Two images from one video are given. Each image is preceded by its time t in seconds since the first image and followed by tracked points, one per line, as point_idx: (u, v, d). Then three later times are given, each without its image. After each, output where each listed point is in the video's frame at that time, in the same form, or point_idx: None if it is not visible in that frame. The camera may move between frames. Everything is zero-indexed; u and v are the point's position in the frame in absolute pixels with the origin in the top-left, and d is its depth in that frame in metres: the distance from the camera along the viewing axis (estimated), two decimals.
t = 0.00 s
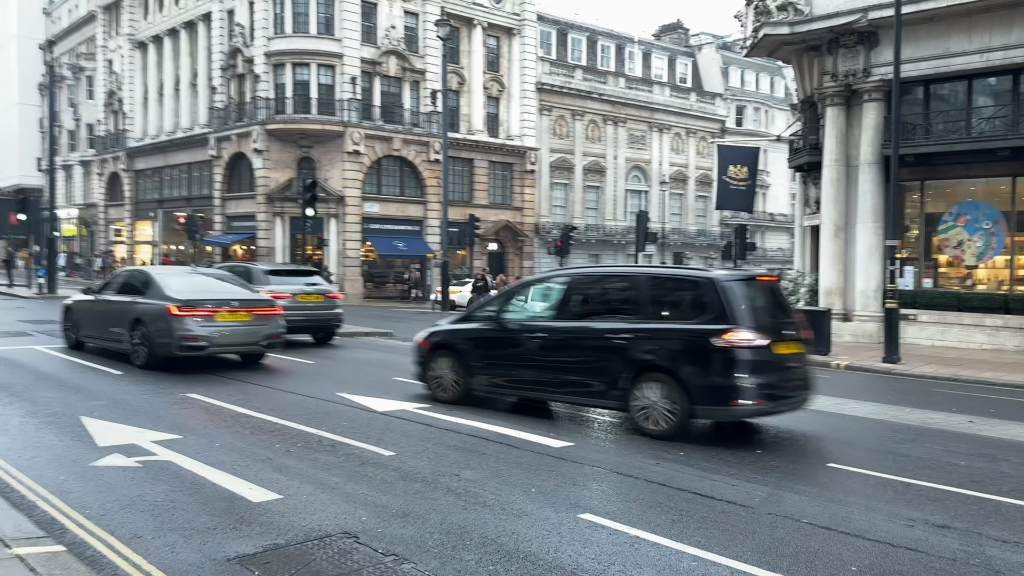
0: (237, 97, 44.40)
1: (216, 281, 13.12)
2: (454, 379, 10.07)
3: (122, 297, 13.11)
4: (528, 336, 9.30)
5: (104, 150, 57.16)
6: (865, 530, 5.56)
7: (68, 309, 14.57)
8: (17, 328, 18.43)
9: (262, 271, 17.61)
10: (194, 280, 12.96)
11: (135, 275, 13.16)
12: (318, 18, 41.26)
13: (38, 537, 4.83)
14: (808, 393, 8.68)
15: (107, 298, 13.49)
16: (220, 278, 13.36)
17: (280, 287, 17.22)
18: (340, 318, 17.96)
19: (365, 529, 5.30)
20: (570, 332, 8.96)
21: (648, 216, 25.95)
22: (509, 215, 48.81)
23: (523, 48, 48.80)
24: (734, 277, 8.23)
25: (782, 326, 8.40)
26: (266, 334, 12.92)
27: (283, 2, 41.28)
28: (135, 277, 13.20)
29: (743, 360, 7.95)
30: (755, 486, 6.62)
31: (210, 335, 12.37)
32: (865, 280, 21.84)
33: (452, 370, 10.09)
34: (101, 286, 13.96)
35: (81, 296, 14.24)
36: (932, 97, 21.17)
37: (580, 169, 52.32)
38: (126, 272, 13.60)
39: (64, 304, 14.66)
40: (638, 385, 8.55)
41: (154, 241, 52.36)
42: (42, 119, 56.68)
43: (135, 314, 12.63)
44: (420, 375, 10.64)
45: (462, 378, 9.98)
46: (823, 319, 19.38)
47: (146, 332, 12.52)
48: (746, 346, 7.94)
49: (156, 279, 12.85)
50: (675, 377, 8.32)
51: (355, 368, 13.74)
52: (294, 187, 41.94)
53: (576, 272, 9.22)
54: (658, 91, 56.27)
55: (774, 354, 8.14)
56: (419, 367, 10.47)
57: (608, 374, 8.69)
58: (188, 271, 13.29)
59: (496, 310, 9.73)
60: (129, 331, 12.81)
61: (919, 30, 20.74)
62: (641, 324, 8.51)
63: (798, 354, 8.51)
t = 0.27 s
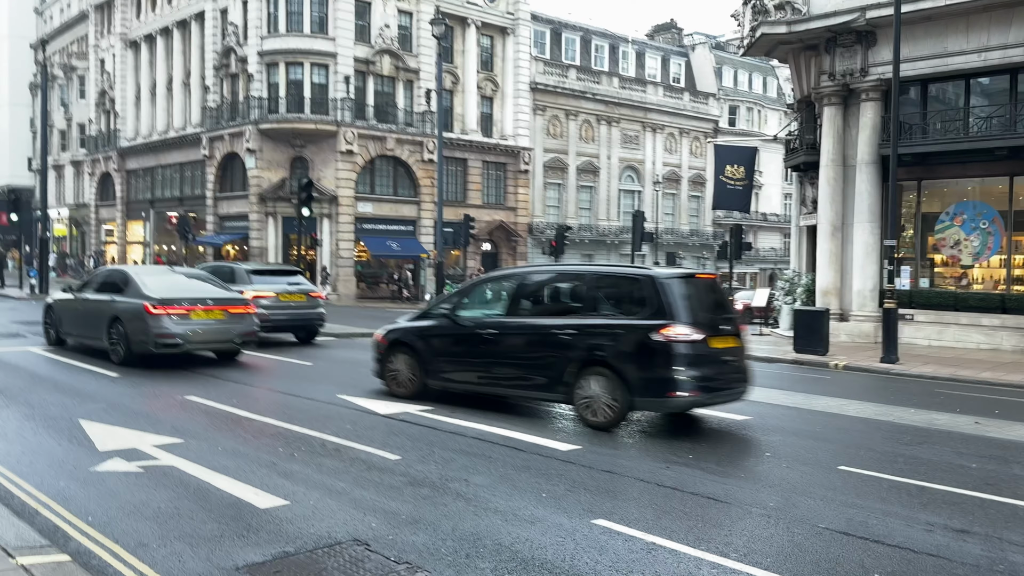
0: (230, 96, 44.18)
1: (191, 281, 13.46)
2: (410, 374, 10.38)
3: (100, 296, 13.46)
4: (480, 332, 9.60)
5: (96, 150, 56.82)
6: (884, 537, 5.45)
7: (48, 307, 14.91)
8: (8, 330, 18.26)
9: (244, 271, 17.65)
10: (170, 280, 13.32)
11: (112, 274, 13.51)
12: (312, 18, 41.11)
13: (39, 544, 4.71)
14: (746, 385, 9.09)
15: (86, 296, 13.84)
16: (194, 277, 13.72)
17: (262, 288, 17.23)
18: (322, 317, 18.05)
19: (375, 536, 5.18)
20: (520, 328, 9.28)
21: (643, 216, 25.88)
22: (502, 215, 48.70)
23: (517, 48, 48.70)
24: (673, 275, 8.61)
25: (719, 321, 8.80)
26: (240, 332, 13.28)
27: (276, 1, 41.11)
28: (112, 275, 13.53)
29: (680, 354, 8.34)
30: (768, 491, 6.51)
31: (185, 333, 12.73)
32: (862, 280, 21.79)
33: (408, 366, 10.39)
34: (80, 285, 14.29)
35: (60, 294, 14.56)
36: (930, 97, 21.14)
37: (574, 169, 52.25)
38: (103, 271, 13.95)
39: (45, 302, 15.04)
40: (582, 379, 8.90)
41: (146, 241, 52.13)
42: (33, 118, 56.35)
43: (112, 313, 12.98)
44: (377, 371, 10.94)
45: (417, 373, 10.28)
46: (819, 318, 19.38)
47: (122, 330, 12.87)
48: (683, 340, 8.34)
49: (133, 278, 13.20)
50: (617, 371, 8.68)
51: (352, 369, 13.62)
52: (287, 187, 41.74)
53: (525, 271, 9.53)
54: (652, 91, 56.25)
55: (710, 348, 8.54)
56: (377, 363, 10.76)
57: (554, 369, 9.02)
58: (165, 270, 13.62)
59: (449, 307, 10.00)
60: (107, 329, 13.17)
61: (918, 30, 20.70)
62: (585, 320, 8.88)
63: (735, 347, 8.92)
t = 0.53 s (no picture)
0: (220, 96, 43.89)
1: (163, 280, 13.79)
2: (361, 371, 10.72)
3: (76, 295, 13.85)
4: (427, 329, 9.96)
5: (84, 151, 56.38)
6: (911, 542, 5.31)
7: (30, 307, 15.35)
8: None
9: (225, 271, 17.54)
10: (143, 279, 13.67)
11: (88, 274, 13.88)
12: (304, 17, 40.88)
13: (40, 557, 4.52)
14: (680, 379, 9.53)
15: (63, 296, 14.23)
16: (168, 276, 14.06)
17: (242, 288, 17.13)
18: (301, 317, 18.01)
19: (389, 545, 5.01)
20: (464, 324, 9.64)
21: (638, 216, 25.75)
22: (495, 215, 48.52)
23: (509, 48, 48.59)
24: (609, 273, 9.02)
25: (653, 317, 9.25)
26: (211, 330, 13.59)
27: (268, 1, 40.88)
28: (88, 275, 13.92)
29: (614, 348, 8.75)
30: (785, 495, 6.37)
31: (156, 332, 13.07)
32: (859, 280, 21.72)
33: (359, 363, 10.74)
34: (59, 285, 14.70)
35: (39, 294, 14.95)
36: (926, 96, 21.12)
37: (566, 170, 52.16)
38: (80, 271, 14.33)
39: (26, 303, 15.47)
40: (521, 373, 9.27)
41: (134, 243, 51.74)
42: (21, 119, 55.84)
43: (86, 312, 13.37)
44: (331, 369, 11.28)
45: (368, 369, 10.61)
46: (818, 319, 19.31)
47: (96, 328, 13.26)
48: (616, 335, 8.76)
49: (106, 278, 13.57)
50: (555, 365, 9.06)
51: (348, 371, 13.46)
52: (279, 188, 41.48)
53: (470, 270, 9.91)
54: (644, 91, 56.24)
55: (643, 342, 8.98)
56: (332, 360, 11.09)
57: (495, 364, 9.38)
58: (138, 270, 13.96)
59: (399, 306, 10.35)
60: (82, 328, 13.57)
61: (914, 29, 20.67)
62: (525, 317, 9.24)
63: (668, 342, 9.37)
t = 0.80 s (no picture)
0: (210, 97, 43.58)
1: (137, 281, 14.01)
2: (318, 367, 11.05)
3: (50, 296, 14.01)
4: (379, 327, 10.30)
5: (72, 152, 55.92)
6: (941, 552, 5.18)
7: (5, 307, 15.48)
8: None
9: (206, 272, 17.43)
10: (116, 279, 13.84)
11: (61, 274, 14.03)
12: (295, 18, 40.62)
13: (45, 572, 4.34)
14: (621, 375, 9.92)
15: (38, 296, 14.36)
16: (141, 277, 14.24)
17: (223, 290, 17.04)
18: (282, 319, 17.88)
19: (406, 557, 4.86)
20: (413, 322, 9.98)
21: (633, 217, 25.63)
22: (487, 216, 48.34)
23: (501, 48, 48.44)
24: (552, 273, 9.39)
25: (594, 316, 9.62)
26: (182, 330, 13.82)
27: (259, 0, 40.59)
28: (61, 275, 14.08)
29: (556, 345, 9.09)
30: (804, 502, 6.24)
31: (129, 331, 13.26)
32: (855, 280, 21.67)
33: (316, 359, 11.07)
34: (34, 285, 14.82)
35: (14, 295, 15.17)
36: (923, 97, 21.09)
37: (558, 170, 52.05)
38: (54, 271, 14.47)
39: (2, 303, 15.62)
40: (466, 369, 9.59)
41: (123, 245, 51.35)
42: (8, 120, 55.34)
43: (59, 312, 13.55)
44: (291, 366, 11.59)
45: (324, 366, 10.94)
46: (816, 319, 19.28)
47: (69, 328, 13.43)
48: (558, 332, 9.11)
49: (80, 278, 13.73)
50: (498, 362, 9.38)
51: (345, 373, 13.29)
52: (270, 189, 41.21)
53: (422, 270, 10.27)
54: (636, 92, 56.20)
55: (583, 340, 9.34)
56: (291, 357, 11.41)
57: (441, 359, 9.70)
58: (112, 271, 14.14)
59: (355, 305, 10.69)
60: (56, 327, 13.74)
61: (911, 29, 20.64)
62: (471, 314, 9.58)
63: (609, 339, 9.75)
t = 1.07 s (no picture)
0: (202, 98, 43.37)
1: (116, 282, 13.95)
2: (285, 367, 11.20)
3: (29, 297, 13.97)
4: (343, 326, 10.45)
5: (62, 153, 55.55)
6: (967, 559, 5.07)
7: None
8: None
9: (189, 274, 17.27)
10: (95, 280, 13.79)
11: (41, 276, 14.00)
12: (287, 18, 40.42)
13: None
14: (577, 374, 10.10)
15: (17, 299, 14.33)
16: (120, 277, 14.18)
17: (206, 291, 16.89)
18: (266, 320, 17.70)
19: (421, 569, 4.74)
20: (375, 322, 10.13)
21: (630, 218, 25.54)
22: (480, 217, 48.19)
23: (494, 50, 48.36)
24: (507, 275, 9.55)
25: (550, 316, 9.79)
26: (160, 331, 13.72)
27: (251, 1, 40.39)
28: (40, 277, 14.06)
29: (510, 344, 9.23)
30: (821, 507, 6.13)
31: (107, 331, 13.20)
32: (853, 280, 21.60)
33: (283, 359, 11.22)
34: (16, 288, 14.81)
35: None
36: (920, 98, 21.07)
37: (552, 171, 51.99)
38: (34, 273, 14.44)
39: None
40: (425, 368, 9.72)
41: (115, 246, 51.04)
42: None
43: (38, 313, 13.52)
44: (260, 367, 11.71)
45: (290, 365, 11.08)
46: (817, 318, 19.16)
47: (49, 329, 13.40)
48: (512, 332, 9.25)
49: (59, 279, 13.70)
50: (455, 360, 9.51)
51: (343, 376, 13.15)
52: (263, 190, 41.00)
53: (384, 271, 10.43)
54: (629, 93, 56.20)
55: (537, 339, 9.49)
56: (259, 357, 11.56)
57: (401, 358, 9.84)
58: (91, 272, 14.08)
59: (320, 306, 10.84)
60: (36, 329, 13.71)
61: (909, 30, 20.63)
62: (430, 314, 9.73)
63: (564, 339, 9.90)
